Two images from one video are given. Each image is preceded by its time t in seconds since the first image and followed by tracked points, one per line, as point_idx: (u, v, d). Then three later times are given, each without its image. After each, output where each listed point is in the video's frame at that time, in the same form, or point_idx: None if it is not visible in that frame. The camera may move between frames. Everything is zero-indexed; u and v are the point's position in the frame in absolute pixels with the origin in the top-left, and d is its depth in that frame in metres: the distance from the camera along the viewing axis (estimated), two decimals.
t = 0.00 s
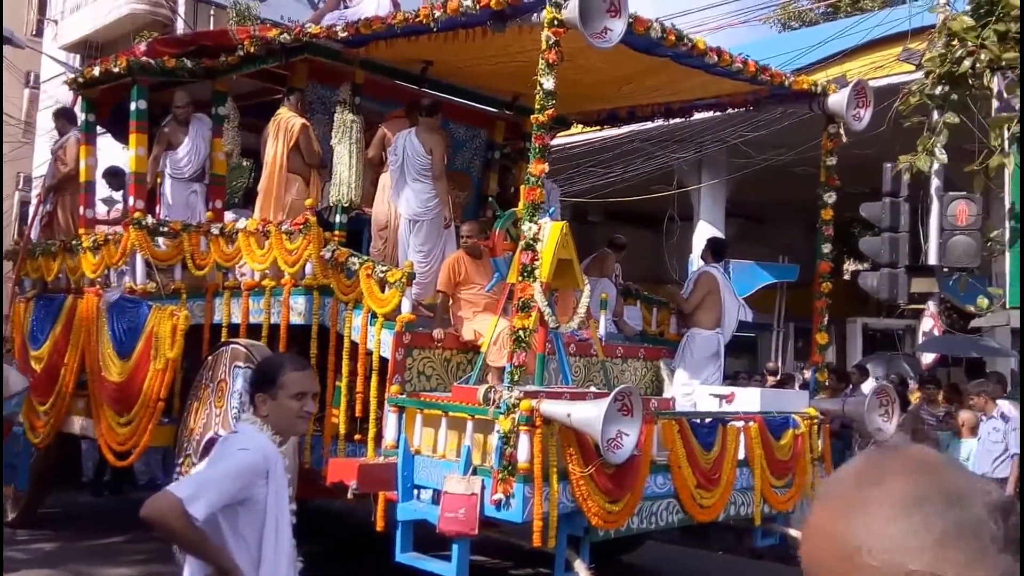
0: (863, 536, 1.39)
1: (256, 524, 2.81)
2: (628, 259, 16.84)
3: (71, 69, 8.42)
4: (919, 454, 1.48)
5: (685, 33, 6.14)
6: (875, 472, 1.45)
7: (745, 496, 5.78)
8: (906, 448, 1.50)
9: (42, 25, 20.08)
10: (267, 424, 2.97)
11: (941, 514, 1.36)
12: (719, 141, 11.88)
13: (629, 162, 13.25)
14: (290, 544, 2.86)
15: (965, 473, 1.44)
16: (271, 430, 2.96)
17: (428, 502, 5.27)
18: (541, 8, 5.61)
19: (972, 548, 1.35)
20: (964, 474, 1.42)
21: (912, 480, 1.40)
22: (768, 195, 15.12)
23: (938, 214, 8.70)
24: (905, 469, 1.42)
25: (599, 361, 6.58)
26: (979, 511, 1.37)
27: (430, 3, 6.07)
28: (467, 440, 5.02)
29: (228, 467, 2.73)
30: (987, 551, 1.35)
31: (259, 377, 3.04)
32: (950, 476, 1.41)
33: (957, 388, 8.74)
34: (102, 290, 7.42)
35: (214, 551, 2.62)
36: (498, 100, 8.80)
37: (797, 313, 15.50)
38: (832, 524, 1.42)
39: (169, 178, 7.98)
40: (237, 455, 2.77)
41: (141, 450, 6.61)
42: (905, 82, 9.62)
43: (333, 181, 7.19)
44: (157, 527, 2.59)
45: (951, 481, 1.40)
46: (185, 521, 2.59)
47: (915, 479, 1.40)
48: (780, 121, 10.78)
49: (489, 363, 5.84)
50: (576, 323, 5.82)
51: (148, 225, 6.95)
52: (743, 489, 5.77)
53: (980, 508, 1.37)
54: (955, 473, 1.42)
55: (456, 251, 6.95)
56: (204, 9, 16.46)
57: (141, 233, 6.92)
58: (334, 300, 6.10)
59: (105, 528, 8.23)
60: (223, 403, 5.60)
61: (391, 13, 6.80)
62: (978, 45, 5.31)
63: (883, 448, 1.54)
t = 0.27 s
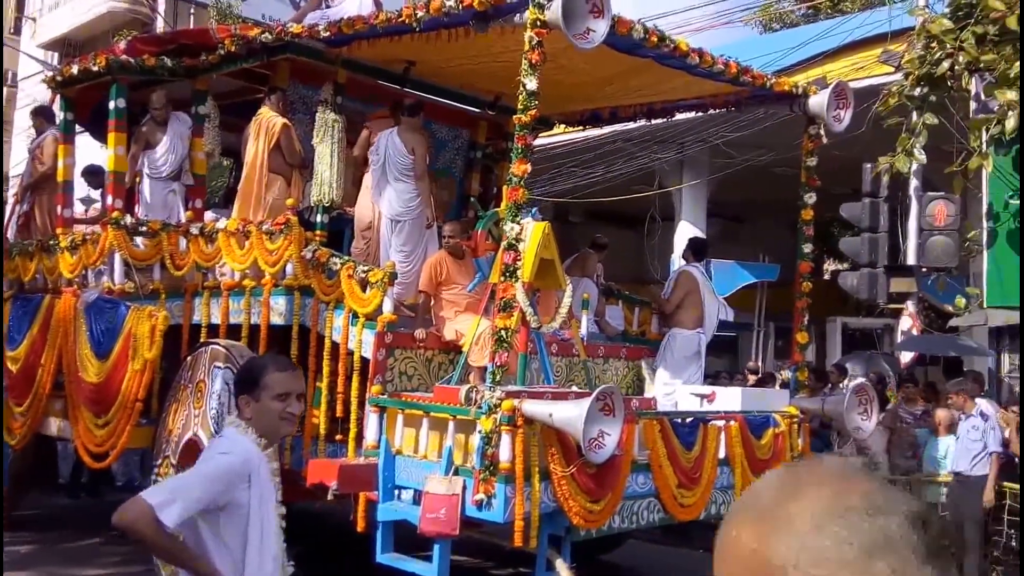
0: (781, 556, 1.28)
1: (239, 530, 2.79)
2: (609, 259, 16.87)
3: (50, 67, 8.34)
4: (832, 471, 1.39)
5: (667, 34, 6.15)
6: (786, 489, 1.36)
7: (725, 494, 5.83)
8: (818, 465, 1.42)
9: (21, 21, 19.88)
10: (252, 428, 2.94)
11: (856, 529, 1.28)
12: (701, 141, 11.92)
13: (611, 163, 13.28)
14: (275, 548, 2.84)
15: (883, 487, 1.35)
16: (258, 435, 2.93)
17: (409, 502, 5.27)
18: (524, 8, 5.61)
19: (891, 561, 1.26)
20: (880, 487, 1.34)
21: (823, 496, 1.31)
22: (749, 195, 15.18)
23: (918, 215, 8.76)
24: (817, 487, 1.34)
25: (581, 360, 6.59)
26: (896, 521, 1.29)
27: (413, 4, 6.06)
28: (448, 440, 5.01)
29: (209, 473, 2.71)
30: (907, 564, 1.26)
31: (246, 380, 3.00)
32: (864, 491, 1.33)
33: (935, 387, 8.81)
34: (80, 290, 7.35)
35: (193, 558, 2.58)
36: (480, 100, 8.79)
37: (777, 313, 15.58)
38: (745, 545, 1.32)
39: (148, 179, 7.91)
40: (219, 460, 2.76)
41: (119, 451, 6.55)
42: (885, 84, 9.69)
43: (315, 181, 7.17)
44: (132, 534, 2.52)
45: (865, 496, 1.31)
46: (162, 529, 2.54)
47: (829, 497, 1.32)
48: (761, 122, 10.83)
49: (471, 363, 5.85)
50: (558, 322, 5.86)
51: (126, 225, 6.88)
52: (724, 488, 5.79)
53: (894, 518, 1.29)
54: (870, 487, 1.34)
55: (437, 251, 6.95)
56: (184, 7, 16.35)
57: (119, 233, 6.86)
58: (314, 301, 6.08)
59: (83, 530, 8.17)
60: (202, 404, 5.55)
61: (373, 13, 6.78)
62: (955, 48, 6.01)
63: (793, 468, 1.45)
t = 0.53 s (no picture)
0: (607, 551, 1.25)
1: (221, 532, 2.80)
2: (592, 259, 16.91)
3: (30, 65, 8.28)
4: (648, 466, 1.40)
5: (651, 35, 6.18)
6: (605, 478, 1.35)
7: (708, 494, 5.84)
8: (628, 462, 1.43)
9: None
10: (246, 430, 2.96)
11: (679, 524, 1.27)
12: (683, 142, 11.97)
13: (594, 163, 13.32)
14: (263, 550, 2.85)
15: (688, 483, 1.38)
16: (252, 438, 2.95)
17: (393, 502, 5.28)
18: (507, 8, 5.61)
19: (709, 553, 1.27)
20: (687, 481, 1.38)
21: (644, 493, 1.29)
22: (731, 195, 15.25)
23: (899, 215, 8.83)
24: (630, 478, 1.34)
25: (564, 361, 6.61)
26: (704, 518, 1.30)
27: (396, 3, 6.06)
28: (432, 440, 5.02)
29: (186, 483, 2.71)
30: (721, 557, 1.28)
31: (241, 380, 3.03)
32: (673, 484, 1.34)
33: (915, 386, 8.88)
34: (60, 289, 7.23)
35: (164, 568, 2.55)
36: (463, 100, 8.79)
37: (759, 312, 15.66)
38: (570, 542, 1.27)
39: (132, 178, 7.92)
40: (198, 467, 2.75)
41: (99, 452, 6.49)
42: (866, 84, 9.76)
43: (297, 181, 7.15)
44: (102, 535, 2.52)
45: (680, 490, 1.32)
46: (136, 534, 2.54)
47: (649, 494, 1.30)
48: (743, 122, 10.88)
49: (454, 363, 5.83)
50: (541, 322, 5.84)
51: (108, 224, 6.83)
52: (707, 488, 5.79)
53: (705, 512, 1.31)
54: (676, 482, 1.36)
55: (421, 251, 6.94)
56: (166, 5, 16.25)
57: (100, 233, 6.79)
58: (297, 301, 6.07)
59: (64, 530, 8.12)
60: (184, 405, 5.49)
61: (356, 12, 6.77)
62: (936, 48, 6.24)
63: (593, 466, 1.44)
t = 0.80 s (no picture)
0: (465, 549, 1.24)
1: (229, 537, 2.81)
2: (577, 259, 16.93)
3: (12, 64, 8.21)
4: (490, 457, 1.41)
5: (636, 35, 6.19)
6: (455, 473, 1.33)
7: (693, 494, 5.84)
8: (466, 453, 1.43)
9: None
10: (259, 433, 3.04)
11: (534, 514, 1.29)
12: (667, 142, 12.01)
13: (579, 163, 13.34)
14: (264, 555, 2.87)
15: (534, 470, 1.41)
16: (256, 441, 3.01)
17: (378, 502, 5.26)
18: (492, 8, 5.61)
19: (563, 540, 1.31)
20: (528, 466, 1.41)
21: (497, 488, 1.30)
22: (715, 195, 15.31)
23: (882, 215, 8.88)
24: (477, 471, 1.33)
25: (549, 361, 6.60)
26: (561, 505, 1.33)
27: (381, 2, 6.06)
28: (418, 440, 5.02)
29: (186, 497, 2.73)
30: (574, 542, 1.32)
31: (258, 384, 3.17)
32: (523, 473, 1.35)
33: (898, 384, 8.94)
34: (44, 289, 7.18)
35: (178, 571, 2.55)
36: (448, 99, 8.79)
37: (743, 312, 15.74)
38: (422, 541, 1.26)
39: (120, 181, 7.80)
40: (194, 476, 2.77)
41: (84, 452, 6.46)
42: (850, 85, 9.82)
43: (282, 181, 7.14)
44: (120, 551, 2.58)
45: (532, 480, 1.34)
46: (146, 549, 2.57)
47: (498, 486, 1.31)
48: (727, 122, 10.93)
49: (439, 363, 5.83)
50: (526, 321, 5.84)
51: (91, 224, 6.79)
52: (691, 487, 5.83)
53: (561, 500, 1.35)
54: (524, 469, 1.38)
55: (405, 251, 6.94)
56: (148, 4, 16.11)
57: (83, 233, 6.76)
58: (282, 301, 6.05)
59: (47, 531, 8.07)
60: (168, 404, 5.48)
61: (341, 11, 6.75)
62: (921, 49, 6.80)
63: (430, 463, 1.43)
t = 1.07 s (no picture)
0: None
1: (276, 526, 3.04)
2: (563, 259, 16.95)
3: None
4: (340, 473, 1.37)
5: (623, 35, 6.21)
6: (295, 496, 1.30)
7: (680, 493, 5.86)
8: (321, 470, 1.40)
9: None
10: (298, 439, 3.26)
11: (381, 536, 1.24)
12: (653, 142, 12.03)
13: (565, 163, 13.35)
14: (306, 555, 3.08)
15: (390, 487, 1.36)
16: (299, 448, 3.25)
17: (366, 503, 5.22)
18: (478, 7, 5.62)
19: (415, 562, 1.23)
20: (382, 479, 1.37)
21: (334, 511, 1.26)
22: (701, 195, 15.36)
23: (868, 215, 8.94)
24: (317, 492, 1.30)
25: (537, 361, 6.62)
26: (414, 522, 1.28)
27: (368, 2, 6.06)
28: (406, 440, 5.03)
29: (238, 491, 2.99)
30: (428, 562, 1.25)
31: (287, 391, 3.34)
32: (372, 492, 1.31)
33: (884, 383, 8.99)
34: (29, 290, 7.04)
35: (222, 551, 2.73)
36: (435, 99, 8.78)
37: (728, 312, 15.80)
38: (259, 573, 1.24)
39: (104, 176, 7.80)
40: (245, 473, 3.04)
41: (70, 452, 6.40)
42: (836, 85, 9.89)
43: (268, 180, 7.15)
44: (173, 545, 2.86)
45: (378, 499, 1.29)
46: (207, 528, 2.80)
47: (339, 508, 1.27)
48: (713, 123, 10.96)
49: (425, 364, 5.81)
50: (514, 322, 5.84)
51: (77, 224, 6.75)
52: (678, 487, 5.85)
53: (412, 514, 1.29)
54: (373, 486, 1.33)
55: (392, 251, 6.93)
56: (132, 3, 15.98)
57: (69, 232, 6.73)
58: (269, 301, 6.02)
59: (32, 532, 8.01)
60: (155, 405, 5.47)
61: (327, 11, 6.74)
62: (906, 50, 7.58)
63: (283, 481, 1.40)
